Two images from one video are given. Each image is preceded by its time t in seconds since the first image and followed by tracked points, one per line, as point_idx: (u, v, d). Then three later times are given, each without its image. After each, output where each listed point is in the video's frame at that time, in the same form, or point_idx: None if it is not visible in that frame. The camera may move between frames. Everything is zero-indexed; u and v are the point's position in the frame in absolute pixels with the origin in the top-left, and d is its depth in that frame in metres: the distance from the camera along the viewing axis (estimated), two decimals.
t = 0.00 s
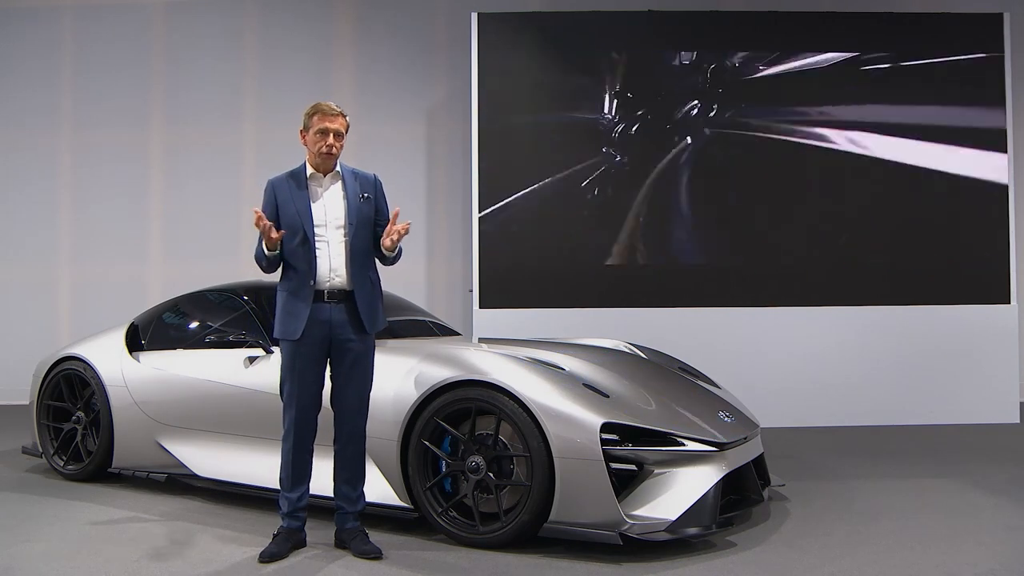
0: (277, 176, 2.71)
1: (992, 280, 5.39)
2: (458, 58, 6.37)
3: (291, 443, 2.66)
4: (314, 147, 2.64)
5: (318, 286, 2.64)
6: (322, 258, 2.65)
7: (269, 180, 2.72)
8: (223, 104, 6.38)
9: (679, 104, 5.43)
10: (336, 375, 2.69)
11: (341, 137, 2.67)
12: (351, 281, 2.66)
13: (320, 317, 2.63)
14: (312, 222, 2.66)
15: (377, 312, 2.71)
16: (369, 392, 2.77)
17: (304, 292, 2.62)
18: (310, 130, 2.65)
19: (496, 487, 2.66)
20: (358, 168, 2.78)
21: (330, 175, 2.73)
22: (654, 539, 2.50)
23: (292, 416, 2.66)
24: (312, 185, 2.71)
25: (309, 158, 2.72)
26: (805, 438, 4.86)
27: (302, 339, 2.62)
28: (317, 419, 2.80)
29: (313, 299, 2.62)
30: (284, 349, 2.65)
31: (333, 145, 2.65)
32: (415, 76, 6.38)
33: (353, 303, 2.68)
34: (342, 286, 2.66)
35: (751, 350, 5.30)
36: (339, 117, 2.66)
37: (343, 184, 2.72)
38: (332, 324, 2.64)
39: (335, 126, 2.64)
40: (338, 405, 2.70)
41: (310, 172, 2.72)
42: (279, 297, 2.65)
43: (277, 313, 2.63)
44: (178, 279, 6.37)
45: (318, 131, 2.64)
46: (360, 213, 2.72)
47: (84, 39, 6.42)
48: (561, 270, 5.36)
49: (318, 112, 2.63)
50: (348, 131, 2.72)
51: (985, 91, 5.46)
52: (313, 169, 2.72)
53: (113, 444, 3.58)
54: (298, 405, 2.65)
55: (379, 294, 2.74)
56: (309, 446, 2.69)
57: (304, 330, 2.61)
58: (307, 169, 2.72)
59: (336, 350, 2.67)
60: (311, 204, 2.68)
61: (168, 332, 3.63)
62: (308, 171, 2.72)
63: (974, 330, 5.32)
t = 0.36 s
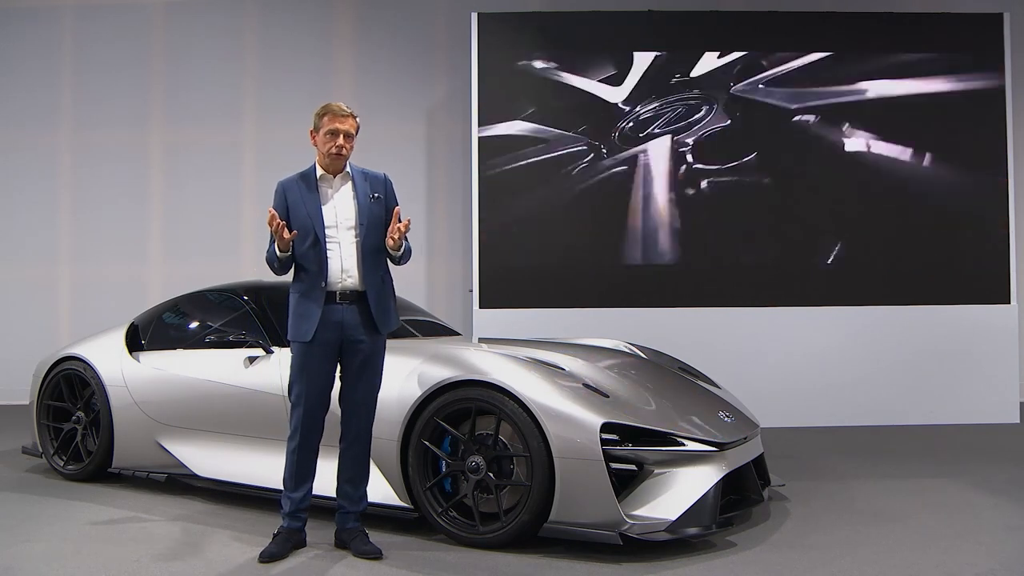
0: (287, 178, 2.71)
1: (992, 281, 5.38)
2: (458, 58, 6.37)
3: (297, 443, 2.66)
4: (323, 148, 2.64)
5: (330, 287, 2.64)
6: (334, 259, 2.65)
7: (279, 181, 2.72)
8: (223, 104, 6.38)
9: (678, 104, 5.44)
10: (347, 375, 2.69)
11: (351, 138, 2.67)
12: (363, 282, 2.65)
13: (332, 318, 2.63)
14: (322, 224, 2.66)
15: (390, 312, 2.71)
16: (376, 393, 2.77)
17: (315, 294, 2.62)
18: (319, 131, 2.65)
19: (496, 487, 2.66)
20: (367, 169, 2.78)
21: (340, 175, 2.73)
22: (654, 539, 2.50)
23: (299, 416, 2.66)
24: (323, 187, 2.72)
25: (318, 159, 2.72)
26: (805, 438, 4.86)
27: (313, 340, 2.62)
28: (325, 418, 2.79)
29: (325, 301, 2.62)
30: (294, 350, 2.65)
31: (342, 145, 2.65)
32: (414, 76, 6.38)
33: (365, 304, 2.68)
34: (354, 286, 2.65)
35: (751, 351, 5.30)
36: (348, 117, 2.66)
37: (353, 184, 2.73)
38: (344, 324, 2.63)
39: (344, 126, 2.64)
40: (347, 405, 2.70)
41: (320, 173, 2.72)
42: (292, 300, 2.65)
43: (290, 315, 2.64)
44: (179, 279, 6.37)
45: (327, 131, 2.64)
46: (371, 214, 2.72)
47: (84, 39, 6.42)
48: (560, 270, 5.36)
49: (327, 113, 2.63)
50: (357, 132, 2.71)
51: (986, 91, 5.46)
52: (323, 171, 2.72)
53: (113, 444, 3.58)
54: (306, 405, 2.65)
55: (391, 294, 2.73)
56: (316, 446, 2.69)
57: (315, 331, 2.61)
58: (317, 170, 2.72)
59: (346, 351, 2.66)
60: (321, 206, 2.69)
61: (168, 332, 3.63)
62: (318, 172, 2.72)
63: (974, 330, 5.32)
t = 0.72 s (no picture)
0: (294, 182, 2.72)
1: (992, 281, 5.39)
2: (458, 58, 6.37)
3: (302, 443, 2.66)
4: (330, 149, 2.64)
5: (339, 288, 2.64)
6: (342, 261, 2.65)
7: (288, 185, 2.73)
8: (223, 105, 6.38)
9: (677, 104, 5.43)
10: (355, 376, 2.68)
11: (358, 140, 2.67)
12: (372, 282, 2.65)
13: (341, 319, 2.62)
14: (330, 225, 2.67)
15: (400, 311, 2.70)
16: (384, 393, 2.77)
17: (324, 296, 2.62)
18: (327, 133, 2.66)
19: (496, 487, 2.66)
20: (374, 169, 2.78)
21: (347, 176, 2.73)
22: (654, 539, 2.51)
23: (307, 417, 2.66)
24: (331, 189, 2.71)
25: (325, 162, 2.72)
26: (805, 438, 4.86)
27: (321, 342, 2.62)
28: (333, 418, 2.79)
29: (334, 302, 2.62)
30: (303, 352, 2.65)
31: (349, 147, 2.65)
32: (414, 76, 6.38)
33: (375, 304, 2.67)
34: (363, 286, 2.65)
35: (751, 351, 5.30)
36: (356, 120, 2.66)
37: (360, 185, 2.73)
38: (353, 324, 2.63)
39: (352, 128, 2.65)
40: (354, 405, 2.70)
41: (327, 175, 2.72)
42: (302, 302, 2.66)
43: (300, 317, 2.65)
44: (179, 279, 6.37)
45: (333, 132, 2.64)
46: (380, 214, 2.72)
47: (84, 40, 6.42)
48: (560, 270, 5.36)
49: (334, 115, 2.64)
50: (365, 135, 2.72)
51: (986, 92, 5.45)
52: (330, 173, 2.72)
53: (113, 444, 3.58)
54: (313, 405, 2.65)
55: (401, 294, 2.72)
56: (322, 446, 2.69)
57: (324, 332, 2.61)
58: (324, 172, 2.72)
59: (355, 351, 2.66)
60: (328, 207, 2.68)
61: (168, 332, 3.63)
62: (325, 174, 2.72)
63: (974, 330, 5.31)
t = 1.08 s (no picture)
0: (295, 182, 2.72)
1: (992, 280, 5.38)
2: (458, 58, 6.37)
3: (301, 443, 2.66)
4: (328, 146, 2.64)
5: (338, 288, 2.64)
6: (341, 261, 2.65)
7: (289, 186, 2.73)
8: (223, 105, 6.38)
9: (667, 109, 5.51)
10: (355, 376, 2.68)
11: (356, 138, 2.68)
12: (371, 282, 2.64)
13: (340, 320, 2.62)
14: (330, 225, 2.66)
15: (400, 313, 2.69)
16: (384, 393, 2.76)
17: (323, 296, 2.63)
18: (325, 130, 2.66)
19: (496, 487, 2.66)
20: (375, 169, 2.77)
21: (348, 176, 2.73)
22: (654, 539, 2.51)
23: (307, 417, 2.66)
24: (331, 189, 2.71)
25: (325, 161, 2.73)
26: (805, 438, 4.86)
27: (320, 342, 2.62)
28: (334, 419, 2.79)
29: (332, 302, 2.62)
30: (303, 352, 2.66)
31: (346, 143, 2.65)
32: (414, 77, 6.38)
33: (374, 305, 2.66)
34: (362, 287, 2.64)
35: (751, 351, 5.30)
36: (355, 118, 2.68)
37: (361, 185, 2.72)
38: (352, 325, 2.62)
39: (350, 125, 2.66)
40: (353, 405, 2.69)
41: (327, 175, 2.72)
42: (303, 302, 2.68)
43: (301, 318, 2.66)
44: (179, 279, 6.37)
45: (332, 129, 2.65)
46: (380, 214, 2.71)
47: (84, 40, 6.42)
48: (560, 270, 5.36)
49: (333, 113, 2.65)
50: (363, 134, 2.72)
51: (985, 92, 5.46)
52: (330, 172, 2.72)
53: (113, 445, 3.58)
54: (313, 405, 2.65)
55: (401, 295, 2.71)
56: (322, 446, 2.69)
57: (322, 332, 2.61)
58: (325, 172, 2.73)
59: (354, 352, 2.65)
60: (328, 207, 2.68)
61: (168, 332, 3.63)
62: (325, 174, 2.72)
63: (974, 330, 5.31)
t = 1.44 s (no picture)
0: (295, 175, 2.72)
1: (992, 280, 5.38)
2: (458, 58, 6.37)
3: (296, 442, 2.66)
4: (332, 142, 2.64)
5: (326, 286, 2.62)
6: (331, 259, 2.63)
7: (287, 178, 2.73)
8: (223, 105, 6.38)
9: (661, 109, 5.52)
10: (345, 375, 2.68)
11: (360, 137, 2.67)
12: (359, 282, 2.63)
13: (330, 318, 2.62)
14: (325, 223, 2.68)
15: (388, 315, 2.68)
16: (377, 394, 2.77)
17: (312, 292, 2.62)
18: (331, 126, 2.66)
19: (496, 487, 2.66)
20: (375, 171, 2.77)
21: (347, 175, 2.73)
22: (654, 539, 2.51)
23: (298, 415, 2.66)
24: (329, 185, 2.72)
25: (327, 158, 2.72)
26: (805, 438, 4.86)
27: (309, 338, 2.61)
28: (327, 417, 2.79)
29: (321, 299, 2.61)
30: (293, 347, 2.65)
31: (350, 140, 2.64)
32: (414, 77, 6.38)
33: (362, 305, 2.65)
34: (350, 287, 2.63)
35: (751, 350, 5.30)
36: (361, 116, 2.67)
37: (358, 185, 2.72)
38: (340, 324, 2.62)
39: (356, 123, 2.65)
40: (345, 405, 2.69)
41: (327, 172, 2.72)
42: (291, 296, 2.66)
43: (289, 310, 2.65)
44: (179, 279, 6.37)
45: (337, 125, 2.65)
46: (373, 217, 2.72)
47: (84, 39, 6.42)
48: (560, 270, 5.37)
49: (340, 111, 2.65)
50: (369, 134, 2.72)
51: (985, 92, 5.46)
52: (330, 169, 2.72)
53: (113, 445, 3.58)
54: (305, 405, 2.64)
55: (390, 299, 2.71)
56: (316, 446, 2.68)
57: (311, 329, 2.61)
58: (325, 168, 2.73)
59: (344, 351, 2.65)
60: (325, 202, 2.70)
61: (168, 332, 3.63)
62: (325, 170, 2.72)
63: (974, 330, 5.31)
